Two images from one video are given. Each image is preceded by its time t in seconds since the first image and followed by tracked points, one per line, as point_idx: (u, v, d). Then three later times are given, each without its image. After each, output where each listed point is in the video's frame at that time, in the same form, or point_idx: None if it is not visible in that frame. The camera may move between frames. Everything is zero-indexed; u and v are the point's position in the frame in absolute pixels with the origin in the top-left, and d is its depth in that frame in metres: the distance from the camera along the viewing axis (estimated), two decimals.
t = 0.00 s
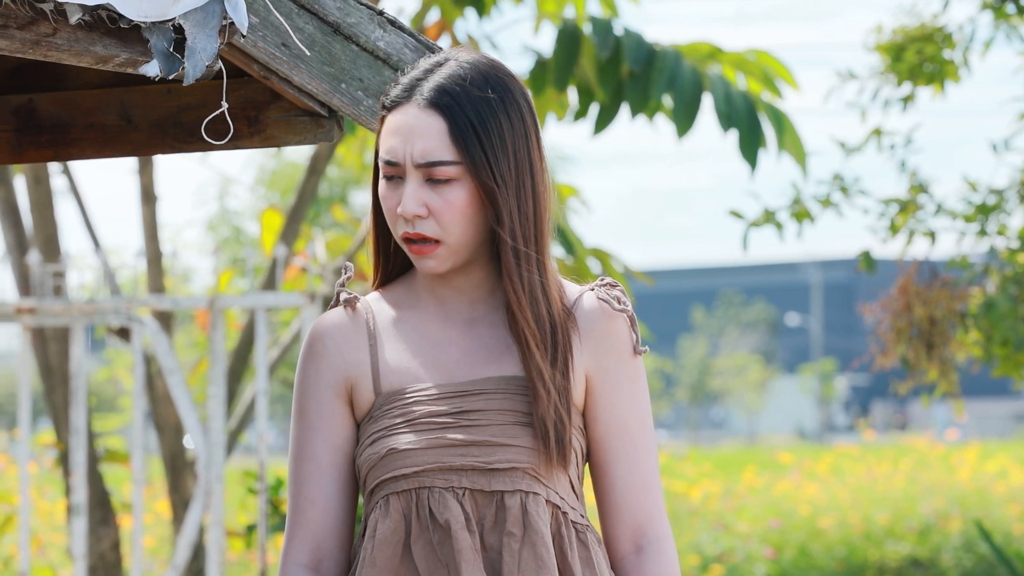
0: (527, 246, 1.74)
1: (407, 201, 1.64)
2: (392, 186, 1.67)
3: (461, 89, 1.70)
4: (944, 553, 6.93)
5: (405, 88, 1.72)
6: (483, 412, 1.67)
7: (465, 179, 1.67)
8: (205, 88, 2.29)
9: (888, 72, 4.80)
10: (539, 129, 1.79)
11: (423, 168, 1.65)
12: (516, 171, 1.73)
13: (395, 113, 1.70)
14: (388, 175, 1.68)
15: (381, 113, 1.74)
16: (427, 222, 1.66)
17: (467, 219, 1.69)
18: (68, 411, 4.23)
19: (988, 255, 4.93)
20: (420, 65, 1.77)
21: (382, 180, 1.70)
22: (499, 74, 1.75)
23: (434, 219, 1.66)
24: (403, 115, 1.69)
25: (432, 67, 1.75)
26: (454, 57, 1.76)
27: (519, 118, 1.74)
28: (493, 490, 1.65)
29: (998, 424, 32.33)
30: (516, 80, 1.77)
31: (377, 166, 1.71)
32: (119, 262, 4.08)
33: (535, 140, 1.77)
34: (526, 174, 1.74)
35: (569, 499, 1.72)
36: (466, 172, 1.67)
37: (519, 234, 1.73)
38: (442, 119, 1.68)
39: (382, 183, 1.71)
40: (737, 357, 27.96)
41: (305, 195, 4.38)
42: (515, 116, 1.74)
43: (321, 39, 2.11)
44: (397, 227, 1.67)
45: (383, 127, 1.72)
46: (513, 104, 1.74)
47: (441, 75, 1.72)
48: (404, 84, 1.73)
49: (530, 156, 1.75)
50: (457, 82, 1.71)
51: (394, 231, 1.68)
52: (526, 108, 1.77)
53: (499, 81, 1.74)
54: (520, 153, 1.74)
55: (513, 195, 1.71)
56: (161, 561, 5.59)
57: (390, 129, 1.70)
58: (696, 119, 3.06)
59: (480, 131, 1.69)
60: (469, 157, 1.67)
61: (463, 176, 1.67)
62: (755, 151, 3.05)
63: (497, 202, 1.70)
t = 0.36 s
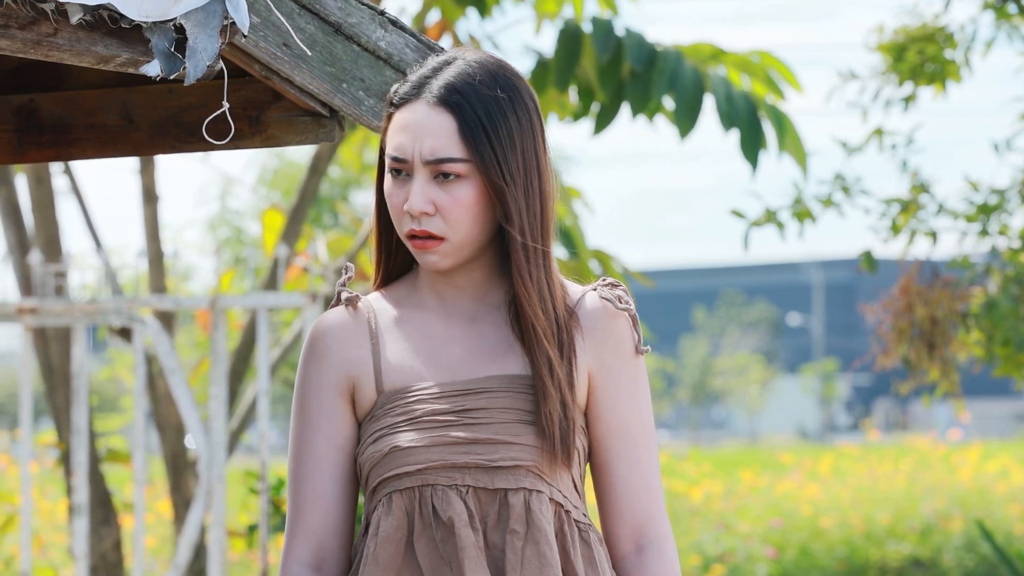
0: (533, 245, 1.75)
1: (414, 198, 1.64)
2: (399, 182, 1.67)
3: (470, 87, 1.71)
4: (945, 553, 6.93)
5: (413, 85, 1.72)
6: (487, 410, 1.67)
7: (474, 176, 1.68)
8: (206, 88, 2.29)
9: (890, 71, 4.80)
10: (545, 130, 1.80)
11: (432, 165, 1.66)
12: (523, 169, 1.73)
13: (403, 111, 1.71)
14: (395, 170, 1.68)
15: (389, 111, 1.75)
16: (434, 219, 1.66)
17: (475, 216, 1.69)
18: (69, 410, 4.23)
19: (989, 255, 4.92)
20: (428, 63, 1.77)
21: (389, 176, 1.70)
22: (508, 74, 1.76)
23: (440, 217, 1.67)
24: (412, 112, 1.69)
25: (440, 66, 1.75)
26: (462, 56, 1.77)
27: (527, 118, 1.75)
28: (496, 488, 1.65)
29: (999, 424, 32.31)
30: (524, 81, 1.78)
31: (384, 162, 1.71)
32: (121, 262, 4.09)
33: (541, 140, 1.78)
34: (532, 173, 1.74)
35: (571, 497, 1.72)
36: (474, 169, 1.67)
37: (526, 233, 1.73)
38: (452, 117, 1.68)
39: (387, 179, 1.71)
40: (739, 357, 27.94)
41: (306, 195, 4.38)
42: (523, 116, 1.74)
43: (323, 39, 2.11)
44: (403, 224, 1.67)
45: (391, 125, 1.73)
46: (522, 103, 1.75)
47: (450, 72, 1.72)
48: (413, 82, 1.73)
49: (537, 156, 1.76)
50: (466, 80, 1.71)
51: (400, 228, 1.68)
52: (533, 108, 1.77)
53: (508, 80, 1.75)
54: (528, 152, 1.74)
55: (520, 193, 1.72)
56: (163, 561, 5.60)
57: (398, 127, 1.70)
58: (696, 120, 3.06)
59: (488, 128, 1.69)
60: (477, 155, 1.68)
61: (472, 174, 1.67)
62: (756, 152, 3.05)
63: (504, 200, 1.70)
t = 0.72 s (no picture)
0: (540, 245, 1.75)
1: (421, 195, 1.64)
2: (405, 179, 1.67)
3: (478, 86, 1.71)
4: (946, 553, 6.93)
5: (421, 82, 1.72)
6: (495, 409, 1.67)
7: (481, 174, 1.68)
8: (207, 87, 2.29)
9: (891, 71, 4.80)
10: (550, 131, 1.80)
11: (440, 162, 1.65)
12: (530, 168, 1.73)
13: (411, 108, 1.71)
14: (402, 168, 1.68)
15: (396, 109, 1.75)
16: (441, 217, 1.66)
17: (482, 214, 1.69)
18: (70, 410, 4.23)
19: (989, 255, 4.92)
20: (436, 61, 1.77)
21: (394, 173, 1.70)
22: (516, 73, 1.76)
23: (447, 214, 1.66)
24: (420, 109, 1.69)
25: (448, 64, 1.75)
26: (471, 55, 1.77)
27: (534, 117, 1.75)
28: (507, 487, 1.65)
29: (1000, 424, 32.30)
30: (531, 81, 1.78)
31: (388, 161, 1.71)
32: (121, 262, 4.09)
33: (547, 140, 1.78)
34: (539, 173, 1.74)
35: (579, 496, 1.72)
36: (482, 167, 1.67)
37: (532, 232, 1.73)
38: (460, 114, 1.68)
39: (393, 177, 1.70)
40: (739, 356, 27.93)
41: (307, 195, 4.38)
42: (530, 115, 1.74)
43: (324, 39, 2.10)
44: (408, 222, 1.67)
45: (398, 123, 1.72)
46: (529, 103, 1.75)
47: (458, 70, 1.72)
48: (421, 79, 1.73)
49: (543, 156, 1.76)
50: (475, 78, 1.71)
51: (405, 226, 1.67)
52: (539, 109, 1.77)
53: (515, 80, 1.75)
54: (535, 151, 1.74)
55: (526, 193, 1.72)
56: (163, 561, 5.60)
57: (405, 124, 1.70)
58: (698, 117, 3.05)
59: (496, 127, 1.69)
60: (485, 153, 1.68)
61: (479, 172, 1.67)
62: (758, 148, 3.05)
63: (512, 198, 1.70)
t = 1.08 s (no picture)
0: (540, 240, 1.75)
1: (420, 182, 1.64)
2: (404, 170, 1.67)
3: (481, 78, 1.71)
4: (946, 553, 6.93)
5: (424, 74, 1.72)
6: (492, 412, 1.67)
7: (480, 164, 1.68)
8: (208, 87, 2.29)
9: (891, 71, 4.80)
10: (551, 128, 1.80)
11: (439, 151, 1.66)
12: (529, 163, 1.73)
13: (412, 98, 1.71)
14: (401, 158, 1.68)
15: (396, 100, 1.75)
16: (440, 204, 1.65)
17: (482, 206, 1.69)
18: (70, 410, 4.23)
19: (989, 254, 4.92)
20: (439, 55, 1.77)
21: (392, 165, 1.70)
22: (517, 69, 1.76)
23: (446, 202, 1.66)
24: (422, 99, 1.69)
25: (452, 57, 1.75)
26: (474, 50, 1.77)
27: (535, 112, 1.76)
28: (504, 490, 1.65)
29: (1000, 424, 32.30)
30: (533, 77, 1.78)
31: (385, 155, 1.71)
32: (122, 262, 4.08)
33: (548, 137, 1.78)
34: (538, 168, 1.75)
35: (578, 497, 1.72)
36: (481, 157, 1.68)
37: (532, 226, 1.73)
38: (462, 104, 1.68)
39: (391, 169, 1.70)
40: (739, 356, 27.92)
41: (307, 194, 4.38)
42: (531, 110, 1.75)
43: (324, 38, 2.11)
44: (405, 211, 1.66)
45: (398, 113, 1.72)
46: (530, 98, 1.76)
47: (462, 62, 1.72)
48: (423, 70, 1.73)
49: (543, 151, 1.76)
50: (477, 71, 1.71)
51: (404, 215, 1.66)
52: (540, 105, 1.78)
53: (516, 74, 1.76)
54: (536, 146, 1.75)
55: (526, 187, 1.72)
56: (163, 561, 5.60)
57: (406, 114, 1.70)
58: (701, 116, 3.05)
59: (497, 119, 1.69)
60: (485, 143, 1.68)
61: (478, 161, 1.67)
62: (763, 145, 3.04)
63: (511, 191, 1.70)
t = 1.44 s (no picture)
0: (530, 241, 1.75)
1: (404, 184, 1.64)
2: (393, 172, 1.67)
3: (465, 78, 1.71)
4: (947, 553, 6.94)
5: (414, 76, 1.73)
6: (496, 411, 1.67)
7: (463, 166, 1.67)
8: (208, 87, 2.29)
9: (891, 71, 4.80)
10: (548, 126, 1.80)
11: (422, 152, 1.65)
12: (519, 163, 1.73)
13: (401, 100, 1.71)
14: (390, 161, 1.68)
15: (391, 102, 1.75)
16: (424, 207, 1.65)
17: (466, 207, 1.69)
18: (70, 410, 4.23)
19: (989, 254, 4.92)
20: (431, 57, 1.77)
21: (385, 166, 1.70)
22: (508, 68, 1.76)
23: (431, 205, 1.66)
24: (408, 101, 1.69)
25: (443, 59, 1.75)
26: (465, 51, 1.77)
27: (525, 112, 1.75)
28: (505, 490, 1.65)
29: (1000, 424, 32.29)
30: (526, 76, 1.78)
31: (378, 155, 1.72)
32: (122, 262, 4.08)
33: (543, 137, 1.78)
34: (530, 167, 1.74)
35: (579, 499, 1.72)
36: (463, 158, 1.67)
37: (519, 226, 1.73)
38: (444, 106, 1.68)
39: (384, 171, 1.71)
40: (739, 357, 27.91)
41: (307, 194, 4.38)
42: (521, 110, 1.74)
43: (324, 39, 2.11)
44: (394, 212, 1.67)
45: (390, 115, 1.73)
46: (520, 97, 1.75)
47: (449, 65, 1.72)
48: (413, 73, 1.73)
49: (535, 151, 1.76)
50: (462, 71, 1.71)
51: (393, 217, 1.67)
52: (533, 104, 1.77)
53: (508, 74, 1.75)
54: (525, 146, 1.74)
55: (513, 187, 1.72)
56: (163, 561, 5.60)
57: (395, 116, 1.70)
58: (701, 118, 3.05)
59: (481, 121, 1.69)
60: (468, 144, 1.67)
61: (461, 162, 1.67)
62: (763, 149, 3.04)
63: (497, 193, 1.70)
